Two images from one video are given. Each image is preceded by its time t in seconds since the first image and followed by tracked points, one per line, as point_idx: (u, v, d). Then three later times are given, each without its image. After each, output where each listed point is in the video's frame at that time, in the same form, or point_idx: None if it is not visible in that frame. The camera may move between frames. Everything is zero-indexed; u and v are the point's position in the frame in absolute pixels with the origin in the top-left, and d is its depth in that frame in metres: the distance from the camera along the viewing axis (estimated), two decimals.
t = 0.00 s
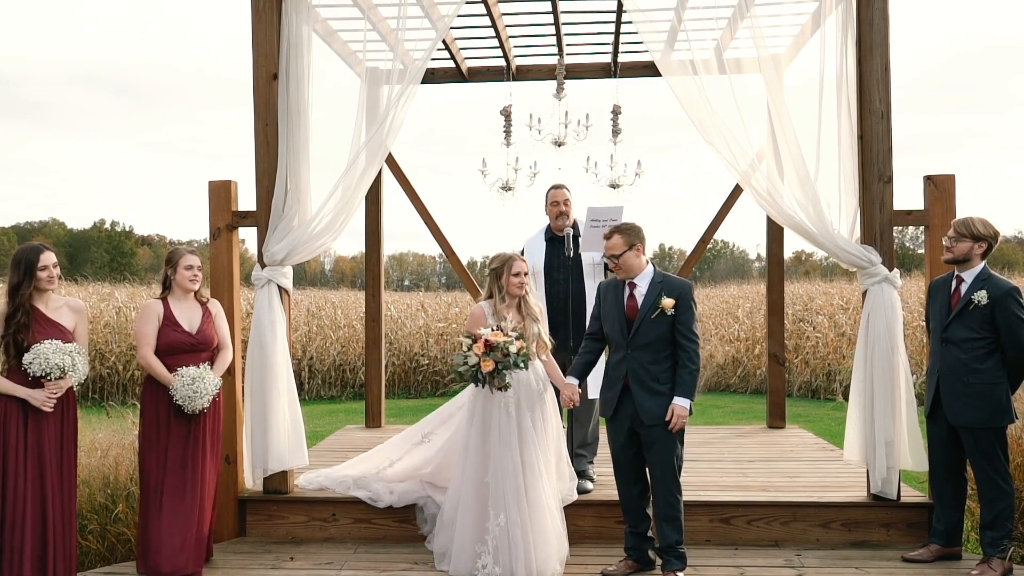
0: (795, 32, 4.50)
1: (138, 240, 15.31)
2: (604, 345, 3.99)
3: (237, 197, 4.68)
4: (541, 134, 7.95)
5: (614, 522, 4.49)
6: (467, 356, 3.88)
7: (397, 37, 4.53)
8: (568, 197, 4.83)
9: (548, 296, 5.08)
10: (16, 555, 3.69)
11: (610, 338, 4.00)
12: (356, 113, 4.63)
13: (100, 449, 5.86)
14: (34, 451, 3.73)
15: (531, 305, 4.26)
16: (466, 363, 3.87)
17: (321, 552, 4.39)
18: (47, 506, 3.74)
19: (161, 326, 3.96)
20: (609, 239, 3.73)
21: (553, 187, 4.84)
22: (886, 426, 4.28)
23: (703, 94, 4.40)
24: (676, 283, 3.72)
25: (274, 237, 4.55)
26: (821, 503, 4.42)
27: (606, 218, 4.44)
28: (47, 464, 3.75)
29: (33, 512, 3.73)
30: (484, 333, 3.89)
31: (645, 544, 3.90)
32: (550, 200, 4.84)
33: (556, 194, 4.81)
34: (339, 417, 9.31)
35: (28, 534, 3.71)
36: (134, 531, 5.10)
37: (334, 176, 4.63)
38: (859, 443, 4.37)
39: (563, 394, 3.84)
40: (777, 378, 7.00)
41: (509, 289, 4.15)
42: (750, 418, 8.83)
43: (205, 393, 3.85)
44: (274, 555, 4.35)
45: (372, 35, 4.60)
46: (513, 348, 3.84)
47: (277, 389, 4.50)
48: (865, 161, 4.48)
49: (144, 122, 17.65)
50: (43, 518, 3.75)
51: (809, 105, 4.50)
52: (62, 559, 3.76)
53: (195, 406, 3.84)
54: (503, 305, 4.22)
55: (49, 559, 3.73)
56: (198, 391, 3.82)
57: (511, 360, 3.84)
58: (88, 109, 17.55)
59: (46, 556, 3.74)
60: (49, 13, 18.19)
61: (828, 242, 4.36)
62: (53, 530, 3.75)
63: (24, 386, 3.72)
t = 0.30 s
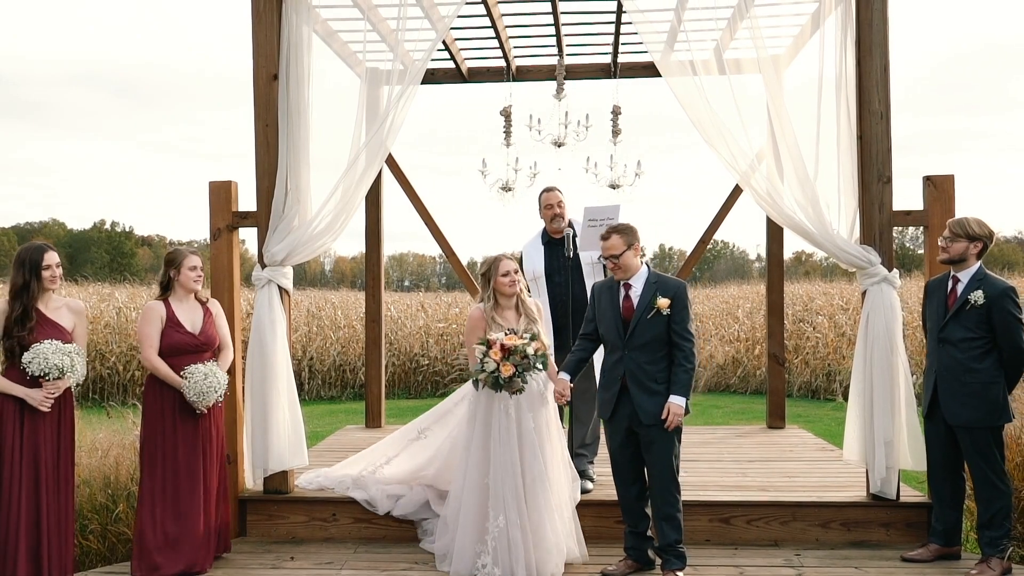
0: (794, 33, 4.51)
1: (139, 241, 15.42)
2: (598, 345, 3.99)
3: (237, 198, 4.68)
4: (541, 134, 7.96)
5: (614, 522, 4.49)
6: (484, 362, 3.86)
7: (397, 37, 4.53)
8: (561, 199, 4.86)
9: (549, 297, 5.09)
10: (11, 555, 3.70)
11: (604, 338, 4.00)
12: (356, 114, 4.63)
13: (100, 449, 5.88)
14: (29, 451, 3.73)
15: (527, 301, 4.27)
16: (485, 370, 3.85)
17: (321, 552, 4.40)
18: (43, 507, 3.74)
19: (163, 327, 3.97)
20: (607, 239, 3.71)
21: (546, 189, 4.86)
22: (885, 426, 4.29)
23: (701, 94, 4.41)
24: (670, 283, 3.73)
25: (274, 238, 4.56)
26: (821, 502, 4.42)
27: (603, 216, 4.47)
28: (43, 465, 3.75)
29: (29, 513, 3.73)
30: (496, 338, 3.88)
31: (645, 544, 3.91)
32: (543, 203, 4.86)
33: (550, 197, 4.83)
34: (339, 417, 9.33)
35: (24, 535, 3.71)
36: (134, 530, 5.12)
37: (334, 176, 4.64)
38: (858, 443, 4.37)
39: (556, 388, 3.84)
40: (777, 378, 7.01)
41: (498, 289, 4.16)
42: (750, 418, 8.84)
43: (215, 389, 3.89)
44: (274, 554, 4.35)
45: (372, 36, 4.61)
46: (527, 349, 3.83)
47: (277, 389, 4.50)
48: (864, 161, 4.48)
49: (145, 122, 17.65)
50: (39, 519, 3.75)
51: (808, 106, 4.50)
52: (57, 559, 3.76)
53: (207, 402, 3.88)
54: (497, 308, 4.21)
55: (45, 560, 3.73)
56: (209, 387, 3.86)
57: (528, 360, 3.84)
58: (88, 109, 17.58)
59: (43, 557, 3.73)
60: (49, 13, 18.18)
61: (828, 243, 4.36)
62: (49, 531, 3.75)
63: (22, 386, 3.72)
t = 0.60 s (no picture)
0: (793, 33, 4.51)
1: (138, 241, 15.49)
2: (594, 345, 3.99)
3: (236, 198, 4.69)
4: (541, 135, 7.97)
5: (613, 521, 4.50)
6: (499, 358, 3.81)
7: (397, 37, 4.54)
8: (562, 199, 4.87)
9: (548, 296, 5.09)
10: (7, 554, 3.72)
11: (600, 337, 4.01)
12: (355, 115, 4.63)
13: (100, 448, 5.88)
14: (25, 450, 3.75)
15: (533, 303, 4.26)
16: (498, 366, 3.80)
17: (320, 552, 4.40)
18: (38, 506, 3.75)
19: (161, 326, 3.97)
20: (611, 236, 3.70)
21: (547, 189, 4.89)
22: (883, 427, 4.29)
23: (701, 94, 4.41)
24: (669, 283, 3.74)
25: (273, 237, 4.57)
26: (820, 502, 4.43)
27: (603, 215, 4.49)
28: (38, 464, 3.76)
29: (23, 512, 3.74)
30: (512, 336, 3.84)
31: (645, 544, 3.91)
32: (544, 203, 4.87)
33: (551, 196, 4.85)
34: (339, 417, 9.34)
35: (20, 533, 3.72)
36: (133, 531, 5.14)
37: (333, 176, 4.64)
38: (857, 444, 4.38)
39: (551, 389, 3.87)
40: (776, 378, 7.01)
41: (506, 289, 4.14)
42: (750, 418, 8.85)
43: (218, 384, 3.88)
44: (273, 554, 4.35)
45: (372, 36, 4.62)
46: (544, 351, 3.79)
47: (276, 388, 4.51)
48: (863, 162, 4.49)
49: (145, 122, 17.65)
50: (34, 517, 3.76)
51: (807, 106, 4.51)
52: (53, 558, 3.77)
53: (212, 398, 3.88)
54: (503, 305, 4.20)
55: (40, 559, 3.74)
56: (210, 381, 3.85)
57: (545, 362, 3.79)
58: (88, 109, 17.58)
59: (40, 556, 3.75)
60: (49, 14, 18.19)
61: (827, 243, 4.37)
62: (45, 530, 3.76)
63: (14, 386, 3.73)
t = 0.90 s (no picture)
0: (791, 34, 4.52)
1: (139, 241, 15.34)
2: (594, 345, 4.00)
3: (236, 198, 4.70)
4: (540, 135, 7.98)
5: (612, 521, 4.51)
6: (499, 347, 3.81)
7: (396, 38, 4.54)
8: (567, 198, 4.87)
9: (548, 296, 5.10)
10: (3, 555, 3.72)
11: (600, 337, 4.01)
12: (354, 116, 4.64)
13: (99, 448, 5.89)
14: (19, 452, 3.75)
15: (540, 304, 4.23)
16: (498, 357, 3.79)
17: (319, 551, 4.41)
18: (32, 509, 3.75)
19: (157, 325, 3.98)
20: (617, 231, 3.68)
21: (553, 188, 4.87)
22: (881, 427, 4.30)
23: (699, 94, 4.42)
24: (670, 282, 3.75)
25: (273, 238, 4.58)
26: (819, 502, 4.43)
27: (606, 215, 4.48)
28: (33, 466, 3.76)
29: (18, 515, 3.74)
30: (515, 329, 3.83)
31: (645, 543, 3.92)
32: (549, 201, 4.86)
33: (556, 195, 4.84)
34: (339, 417, 9.34)
35: (15, 535, 3.72)
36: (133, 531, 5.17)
37: (332, 177, 4.64)
38: (855, 443, 4.38)
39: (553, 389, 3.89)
40: (775, 378, 7.02)
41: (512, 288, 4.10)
42: (749, 419, 8.85)
43: (221, 382, 3.92)
44: (272, 554, 4.36)
45: (371, 35, 4.62)
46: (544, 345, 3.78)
47: (275, 388, 4.52)
48: (861, 162, 4.50)
49: (144, 123, 17.65)
50: (30, 519, 3.77)
51: (805, 107, 4.52)
52: (49, 559, 3.78)
53: (208, 394, 3.90)
54: (510, 303, 4.18)
55: (37, 560, 3.75)
56: (211, 377, 3.88)
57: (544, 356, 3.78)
58: (88, 110, 17.58)
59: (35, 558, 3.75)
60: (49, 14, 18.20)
61: (826, 243, 4.38)
62: (40, 531, 3.76)
63: (5, 389, 3.73)
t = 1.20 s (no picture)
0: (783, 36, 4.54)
1: (133, 241, 15.34)
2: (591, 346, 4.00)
3: (229, 198, 4.70)
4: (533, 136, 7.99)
5: (605, 521, 4.52)
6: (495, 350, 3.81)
7: (390, 38, 4.55)
8: (568, 198, 4.88)
9: (542, 296, 5.11)
10: None
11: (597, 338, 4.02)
12: (347, 117, 4.64)
13: (92, 448, 5.89)
14: (9, 454, 3.74)
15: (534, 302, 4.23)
16: (494, 358, 3.79)
17: (313, 552, 4.40)
18: (23, 511, 3.74)
19: (145, 325, 3.98)
20: (617, 229, 3.72)
21: (554, 188, 4.88)
22: (873, 428, 4.31)
23: (692, 95, 4.44)
24: (668, 282, 3.77)
25: (266, 238, 4.58)
26: (811, 502, 4.45)
27: (603, 216, 4.49)
28: (23, 469, 3.75)
29: (7, 520, 3.73)
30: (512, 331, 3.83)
31: (638, 544, 3.93)
32: (550, 201, 4.87)
33: (558, 195, 4.85)
34: (333, 418, 9.33)
35: (5, 540, 3.71)
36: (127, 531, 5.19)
37: (325, 177, 4.64)
38: (847, 444, 4.40)
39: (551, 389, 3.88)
40: (768, 379, 7.04)
41: (505, 287, 4.11)
42: (743, 419, 8.87)
43: (194, 375, 3.87)
44: (266, 555, 4.36)
45: (364, 36, 4.61)
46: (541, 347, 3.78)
47: (269, 389, 4.52)
48: (853, 164, 4.52)
49: (138, 123, 17.62)
50: (20, 523, 3.76)
51: (797, 109, 4.53)
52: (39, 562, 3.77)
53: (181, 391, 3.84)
54: (502, 302, 4.19)
55: (26, 567, 3.73)
56: (182, 372, 3.83)
57: (540, 358, 3.79)
58: (82, 110, 17.55)
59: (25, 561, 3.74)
60: (43, 14, 18.15)
61: (818, 244, 4.39)
62: (30, 535, 3.75)
63: None
